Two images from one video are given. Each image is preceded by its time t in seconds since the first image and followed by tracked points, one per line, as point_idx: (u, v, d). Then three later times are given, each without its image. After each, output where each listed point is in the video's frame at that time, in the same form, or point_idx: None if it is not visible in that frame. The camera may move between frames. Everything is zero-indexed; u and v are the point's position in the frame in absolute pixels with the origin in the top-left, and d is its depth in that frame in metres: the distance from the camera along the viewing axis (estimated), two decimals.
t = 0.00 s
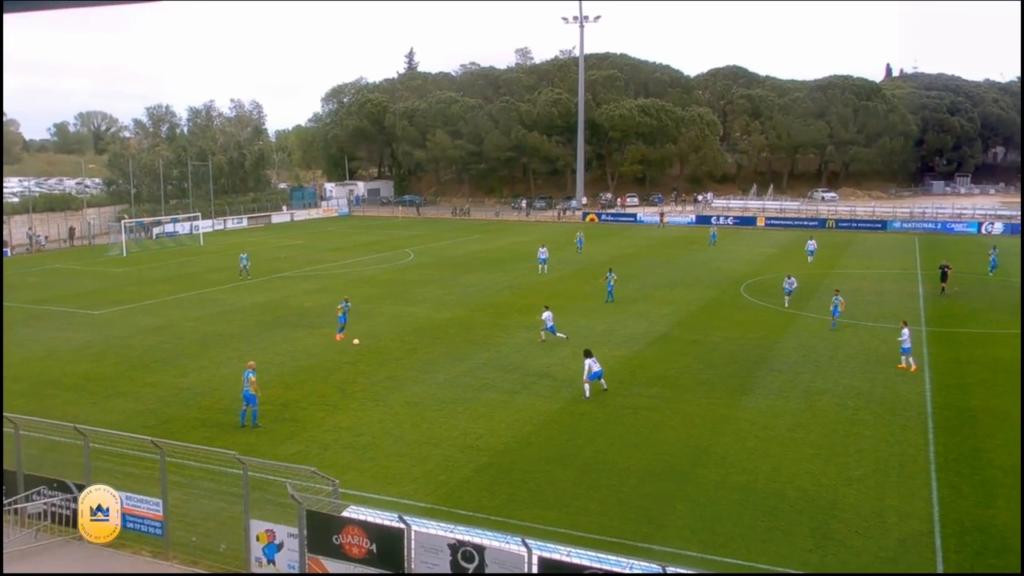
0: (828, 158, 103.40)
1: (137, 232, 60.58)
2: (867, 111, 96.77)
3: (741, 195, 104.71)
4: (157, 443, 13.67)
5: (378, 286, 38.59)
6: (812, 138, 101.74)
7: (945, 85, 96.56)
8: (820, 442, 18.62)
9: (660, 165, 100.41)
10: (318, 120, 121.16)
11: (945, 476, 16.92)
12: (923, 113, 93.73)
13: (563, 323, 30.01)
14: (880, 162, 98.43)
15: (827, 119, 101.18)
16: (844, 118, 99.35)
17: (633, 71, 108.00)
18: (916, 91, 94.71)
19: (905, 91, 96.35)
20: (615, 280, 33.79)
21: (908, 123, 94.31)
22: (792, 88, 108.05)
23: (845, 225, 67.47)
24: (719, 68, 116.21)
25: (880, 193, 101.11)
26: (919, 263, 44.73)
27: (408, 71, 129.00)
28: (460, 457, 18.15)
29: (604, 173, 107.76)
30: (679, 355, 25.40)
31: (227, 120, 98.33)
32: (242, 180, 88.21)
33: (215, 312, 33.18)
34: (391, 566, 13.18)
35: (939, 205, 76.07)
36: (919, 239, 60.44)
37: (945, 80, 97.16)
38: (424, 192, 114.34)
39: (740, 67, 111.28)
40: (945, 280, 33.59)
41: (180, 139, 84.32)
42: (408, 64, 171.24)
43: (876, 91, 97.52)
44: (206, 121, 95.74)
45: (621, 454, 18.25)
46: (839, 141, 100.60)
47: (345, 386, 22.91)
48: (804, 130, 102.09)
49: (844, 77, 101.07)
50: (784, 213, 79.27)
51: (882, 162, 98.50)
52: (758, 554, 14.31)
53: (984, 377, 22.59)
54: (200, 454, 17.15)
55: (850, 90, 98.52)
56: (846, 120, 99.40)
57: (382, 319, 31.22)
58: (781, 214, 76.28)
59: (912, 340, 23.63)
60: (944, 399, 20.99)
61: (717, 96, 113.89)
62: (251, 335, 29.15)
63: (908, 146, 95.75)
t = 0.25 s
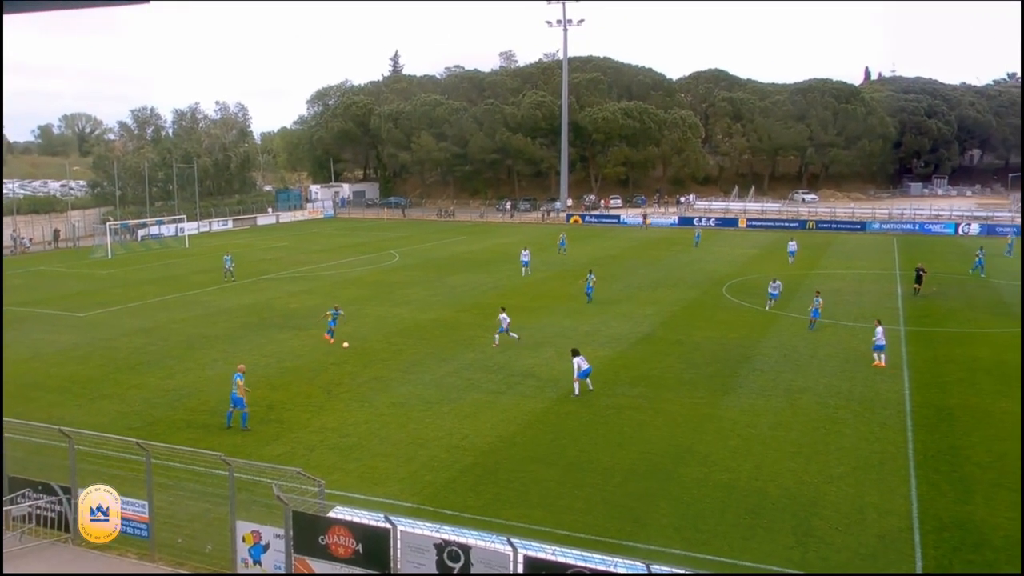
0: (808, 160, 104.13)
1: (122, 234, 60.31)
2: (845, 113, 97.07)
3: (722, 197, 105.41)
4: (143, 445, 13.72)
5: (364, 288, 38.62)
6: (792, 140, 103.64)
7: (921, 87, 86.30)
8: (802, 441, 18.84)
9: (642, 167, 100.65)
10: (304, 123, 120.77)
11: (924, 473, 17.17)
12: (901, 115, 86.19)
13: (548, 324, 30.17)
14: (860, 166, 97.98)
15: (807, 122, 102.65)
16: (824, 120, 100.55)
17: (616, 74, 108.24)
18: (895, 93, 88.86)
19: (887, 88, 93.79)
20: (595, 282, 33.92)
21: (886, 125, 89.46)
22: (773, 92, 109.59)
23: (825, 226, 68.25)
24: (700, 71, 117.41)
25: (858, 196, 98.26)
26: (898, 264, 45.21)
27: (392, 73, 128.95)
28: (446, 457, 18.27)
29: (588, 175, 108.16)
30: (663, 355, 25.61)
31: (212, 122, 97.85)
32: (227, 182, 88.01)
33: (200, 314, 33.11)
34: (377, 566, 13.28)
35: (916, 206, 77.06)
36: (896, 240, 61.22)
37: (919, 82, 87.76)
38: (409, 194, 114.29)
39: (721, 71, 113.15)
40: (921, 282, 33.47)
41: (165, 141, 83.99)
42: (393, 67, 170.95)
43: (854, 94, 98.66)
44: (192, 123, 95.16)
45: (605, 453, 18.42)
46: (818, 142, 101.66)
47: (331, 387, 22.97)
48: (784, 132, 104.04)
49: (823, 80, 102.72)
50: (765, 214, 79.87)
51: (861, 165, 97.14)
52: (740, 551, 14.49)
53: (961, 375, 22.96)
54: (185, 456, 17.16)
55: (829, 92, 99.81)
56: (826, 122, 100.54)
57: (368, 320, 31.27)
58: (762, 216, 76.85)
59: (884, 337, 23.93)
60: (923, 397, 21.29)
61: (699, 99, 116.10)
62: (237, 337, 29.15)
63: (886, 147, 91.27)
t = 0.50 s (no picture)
0: (784, 162, 104.97)
1: (101, 236, 59.84)
2: (822, 116, 100.23)
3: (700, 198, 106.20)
4: (123, 448, 13.68)
5: (345, 289, 38.59)
6: (770, 143, 103.18)
7: (897, 90, 100.11)
8: (780, 439, 19.04)
9: (622, 169, 101.19)
10: (284, 125, 120.27)
11: (900, 470, 17.42)
12: (876, 118, 98.09)
13: (529, 324, 30.29)
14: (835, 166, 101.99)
15: (784, 124, 103.03)
16: (801, 122, 101.43)
17: (595, 76, 108.07)
18: (871, 97, 99.50)
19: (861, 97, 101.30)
20: (571, 283, 33.92)
21: (861, 128, 98.03)
22: (750, 94, 109.50)
23: (802, 227, 68.99)
24: (678, 74, 117.61)
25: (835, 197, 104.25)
26: (873, 264, 45.76)
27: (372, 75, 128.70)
28: (427, 457, 18.33)
29: (568, 177, 108.50)
30: (642, 355, 25.80)
31: (192, 123, 96.94)
32: (207, 184, 87.66)
33: (180, 316, 32.94)
34: (359, 567, 13.31)
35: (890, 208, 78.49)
36: (871, 240, 62.09)
37: (897, 85, 100.71)
38: (390, 196, 114.33)
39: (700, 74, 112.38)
40: (894, 284, 33.59)
41: (144, 143, 83.49)
42: (373, 69, 170.54)
43: (831, 97, 101.05)
44: (172, 124, 94.20)
45: (586, 452, 18.54)
46: (795, 145, 102.37)
47: (312, 389, 22.95)
48: (762, 134, 103.37)
49: (800, 83, 102.78)
50: (743, 215, 80.50)
51: (837, 166, 101.85)
52: (719, 548, 14.66)
53: (934, 374, 23.31)
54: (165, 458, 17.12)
55: (806, 95, 101.11)
56: (803, 125, 101.57)
57: (349, 322, 31.25)
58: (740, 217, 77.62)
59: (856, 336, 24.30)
60: (898, 395, 21.58)
61: (678, 101, 115.39)
62: (217, 339, 29.06)
63: (862, 149, 99.60)
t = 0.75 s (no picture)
0: (760, 163, 107.04)
1: (77, 238, 59.28)
2: (797, 117, 101.11)
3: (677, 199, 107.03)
4: (99, 451, 13.59)
5: (324, 291, 38.50)
6: (746, 144, 104.77)
7: (870, 92, 100.56)
8: (756, 438, 19.23)
9: (600, 170, 101.58)
10: (262, 126, 119.56)
11: (874, 468, 17.66)
12: (850, 120, 97.84)
13: (509, 325, 30.37)
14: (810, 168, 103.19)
15: (760, 126, 104.02)
16: (776, 124, 102.55)
17: (574, 78, 108.89)
18: (844, 98, 99.54)
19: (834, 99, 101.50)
20: (547, 285, 33.74)
21: (836, 130, 98.36)
22: (726, 96, 109.80)
23: (778, 228, 69.68)
24: (656, 76, 119.23)
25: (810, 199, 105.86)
26: (847, 264, 46.30)
27: (351, 77, 128.49)
28: (407, 458, 18.35)
29: (546, 179, 108.71)
30: (621, 355, 25.96)
31: (170, 126, 94.78)
32: (184, 185, 87.08)
33: (158, 318, 32.72)
34: (338, 569, 13.30)
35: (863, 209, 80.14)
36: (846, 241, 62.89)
37: (870, 88, 101.33)
38: (369, 198, 114.25)
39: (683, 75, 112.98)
40: (868, 284, 34.01)
41: (120, 144, 82.82)
42: (352, 71, 170.21)
43: (806, 99, 101.86)
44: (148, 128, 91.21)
45: (565, 452, 18.63)
46: (771, 146, 104.11)
47: (291, 391, 22.91)
48: (738, 136, 104.99)
49: (775, 84, 103.42)
50: (720, 216, 81.17)
51: (812, 167, 102.79)
52: (698, 547, 14.79)
53: (907, 372, 23.63)
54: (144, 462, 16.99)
55: (781, 97, 101.83)
56: (778, 126, 102.66)
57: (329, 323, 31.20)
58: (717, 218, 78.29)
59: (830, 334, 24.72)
60: (873, 393, 21.86)
61: (655, 103, 117.72)
62: (195, 341, 28.90)
63: (836, 151, 100.02)
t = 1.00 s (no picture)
0: (732, 165, 108.15)
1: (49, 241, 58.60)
2: (768, 120, 102.97)
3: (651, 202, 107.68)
4: (72, 456, 13.43)
5: (300, 293, 38.36)
6: (719, 146, 106.05)
7: (840, 96, 105.27)
8: (729, 437, 19.44)
9: (575, 172, 102.01)
10: (236, 129, 118.76)
11: (845, 465, 17.91)
12: (820, 123, 100.54)
13: (484, 327, 30.44)
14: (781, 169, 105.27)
15: (731, 129, 105.79)
16: (748, 127, 104.32)
17: (548, 81, 109.63)
18: (814, 103, 102.04)
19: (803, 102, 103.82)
20: (521, 287, 33.67)
21: (807, 132, 101.08)
22: (699, 99, 111.39)
23: (750, 229, 70.39)
24: (630, 78, 120.28)
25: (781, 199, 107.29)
26: (817, 264, 46.93)
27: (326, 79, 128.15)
28: (383, 460, 18.36)
29: (521, 181, 108.91)
30: (596, 356, 26.11)
31: (142, 127, 94.60)
32: (158, 188, 86.33)
33: (131, 321, 32.41)
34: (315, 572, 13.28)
35: (834, 210, 81.33)
36: (817, 241, 63.65)
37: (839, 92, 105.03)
38: (344, 200, 114.06)
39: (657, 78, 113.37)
40: (840, 286, 34.36)
41: (92, 146, 82.01)
42: (327, 73, 169.78)
43: (776, 102, 104.03)
44: (120, 128, 91.57)
45: (541, 453, 18.73)
46: (743, 148, 105.65)
47: (266, 394, 22.80)
48: (710, 138, 106.22)
49: (746, 88, 105.66)
50: (694, 217, 81.92)
51: (783, 169, 104.89)
52: (672, 545, 14.94)
53: (877, 371, 24.00)
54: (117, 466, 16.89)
55: (752, 100, 103.90)
56: (749, 129, 104.37)
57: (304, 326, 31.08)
58: (691, 219, 78.99)
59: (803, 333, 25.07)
60: (843, 392, 22.17)
61: (628, 106, 118.24)
62: (169, 344, 28.68)
63: (806, 153, 102.46)
